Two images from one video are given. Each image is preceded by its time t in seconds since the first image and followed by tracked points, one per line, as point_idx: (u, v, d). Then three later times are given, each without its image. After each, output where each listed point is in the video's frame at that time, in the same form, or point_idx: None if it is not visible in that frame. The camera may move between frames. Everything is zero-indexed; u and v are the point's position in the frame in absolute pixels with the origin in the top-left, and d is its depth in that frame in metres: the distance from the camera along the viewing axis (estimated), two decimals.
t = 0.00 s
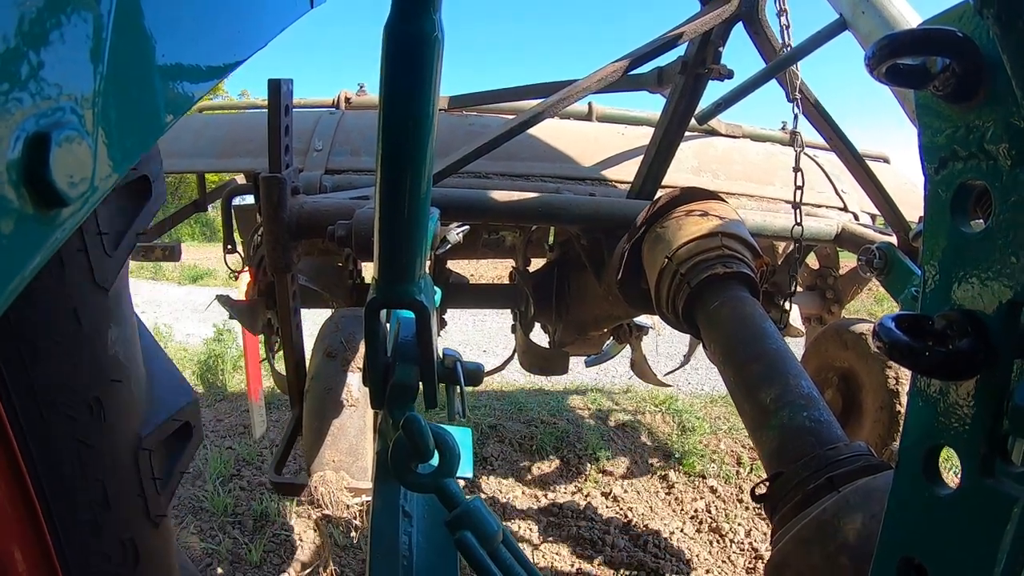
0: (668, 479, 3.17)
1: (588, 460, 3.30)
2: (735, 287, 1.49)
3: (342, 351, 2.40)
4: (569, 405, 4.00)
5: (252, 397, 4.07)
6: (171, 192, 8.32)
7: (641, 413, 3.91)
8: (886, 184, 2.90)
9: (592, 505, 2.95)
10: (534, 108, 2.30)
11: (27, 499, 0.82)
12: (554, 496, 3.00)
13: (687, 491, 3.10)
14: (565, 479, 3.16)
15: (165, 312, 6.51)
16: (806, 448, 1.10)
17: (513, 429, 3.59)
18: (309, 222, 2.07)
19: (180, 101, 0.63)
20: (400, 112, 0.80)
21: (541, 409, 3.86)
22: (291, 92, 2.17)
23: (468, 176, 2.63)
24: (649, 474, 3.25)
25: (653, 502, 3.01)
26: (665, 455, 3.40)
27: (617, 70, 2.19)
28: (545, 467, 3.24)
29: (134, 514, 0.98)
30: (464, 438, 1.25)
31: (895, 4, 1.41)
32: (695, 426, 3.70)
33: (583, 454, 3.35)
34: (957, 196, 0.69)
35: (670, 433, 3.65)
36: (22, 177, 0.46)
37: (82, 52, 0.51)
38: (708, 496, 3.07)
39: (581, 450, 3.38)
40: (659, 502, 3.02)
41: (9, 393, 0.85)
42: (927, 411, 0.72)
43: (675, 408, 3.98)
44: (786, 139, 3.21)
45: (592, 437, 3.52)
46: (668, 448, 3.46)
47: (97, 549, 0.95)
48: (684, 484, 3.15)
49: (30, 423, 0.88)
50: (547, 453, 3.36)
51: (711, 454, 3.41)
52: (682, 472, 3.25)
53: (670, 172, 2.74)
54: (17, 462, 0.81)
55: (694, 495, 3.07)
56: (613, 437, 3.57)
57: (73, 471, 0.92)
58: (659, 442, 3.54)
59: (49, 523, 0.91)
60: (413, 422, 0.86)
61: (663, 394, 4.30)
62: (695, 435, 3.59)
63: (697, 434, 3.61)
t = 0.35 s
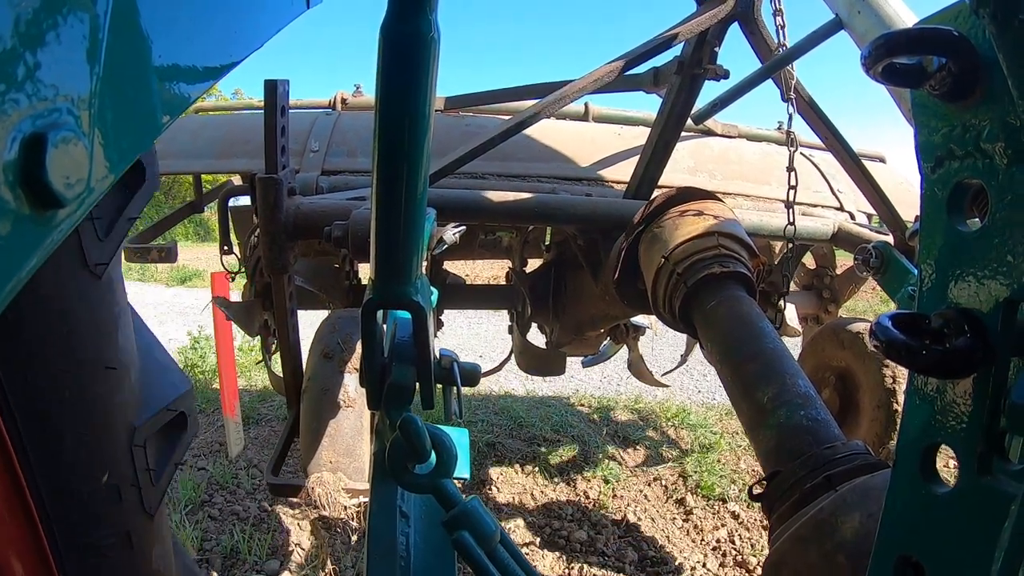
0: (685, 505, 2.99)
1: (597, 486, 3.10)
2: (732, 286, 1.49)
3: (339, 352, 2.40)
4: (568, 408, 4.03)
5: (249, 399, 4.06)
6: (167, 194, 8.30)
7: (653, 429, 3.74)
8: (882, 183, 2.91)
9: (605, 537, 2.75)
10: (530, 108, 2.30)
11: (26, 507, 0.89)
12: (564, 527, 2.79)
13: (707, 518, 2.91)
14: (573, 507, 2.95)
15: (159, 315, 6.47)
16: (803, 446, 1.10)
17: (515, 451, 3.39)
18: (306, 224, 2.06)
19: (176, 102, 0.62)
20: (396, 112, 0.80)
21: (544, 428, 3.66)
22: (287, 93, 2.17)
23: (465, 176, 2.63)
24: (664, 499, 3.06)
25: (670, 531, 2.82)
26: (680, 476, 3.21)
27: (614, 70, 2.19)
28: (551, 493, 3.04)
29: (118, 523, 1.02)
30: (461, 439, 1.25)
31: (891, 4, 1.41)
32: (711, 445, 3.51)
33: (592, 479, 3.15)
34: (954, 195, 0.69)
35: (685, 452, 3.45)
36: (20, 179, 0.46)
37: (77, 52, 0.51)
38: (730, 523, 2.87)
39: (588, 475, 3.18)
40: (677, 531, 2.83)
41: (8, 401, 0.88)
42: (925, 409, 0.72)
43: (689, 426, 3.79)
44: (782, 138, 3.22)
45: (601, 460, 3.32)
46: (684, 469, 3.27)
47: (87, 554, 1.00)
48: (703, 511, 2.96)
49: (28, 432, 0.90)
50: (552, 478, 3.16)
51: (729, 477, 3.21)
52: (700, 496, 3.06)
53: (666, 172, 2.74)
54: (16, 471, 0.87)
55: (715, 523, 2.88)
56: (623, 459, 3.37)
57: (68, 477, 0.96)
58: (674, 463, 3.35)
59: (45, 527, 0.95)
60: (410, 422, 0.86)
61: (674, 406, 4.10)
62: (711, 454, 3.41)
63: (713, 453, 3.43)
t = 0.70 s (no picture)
0: (704, 526, 2.77)
1: (609, 505, 2.87)
2: (728, 284, 1.49)
3: (336, 353, 2.39)
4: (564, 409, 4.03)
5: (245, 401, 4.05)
6: (163, 196, 8.27)
7: (667, 442, 3.56)
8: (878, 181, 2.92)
9: (619, 565, 2.54)
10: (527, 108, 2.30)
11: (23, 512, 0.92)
12: (573, 554, 2.57)
13: (728, 541, 2.69)
14: (582, 530, 2.74)
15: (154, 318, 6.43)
16: (800, 444, 1.10)
17: (518, 467, 3.16)
18: (302, 225, 2.06)
19: (172, 103, 0.62)
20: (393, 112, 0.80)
21: (550, 443, 3.43)
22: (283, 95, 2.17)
23: (461, 176, 2.63)
24: (681, 519, 2.85)
25: (689, 556, 2.61)
26: (698, 495, 2.99)
27: (609, 70, 2.19)
28: (558, 514, 2.82)
29: (118, 531, 1.01)
30: (460, 438, 1.25)
31: (886, 2, 1.41)
32: (729, 460, 3.33)
33: (602, 497, 2.92)
34: (950, 193, 0.69)
35: (702, 468, 3.24)
36: (16, 182, 0.46)
37: (73, 54, 0.51)
38: (753, 546, 2.66)
39: (598, 493, 2.95)
40: (696, 556, 2.62)
41: (5, 404, 0.90)
42: (921, 407, 0.73)
43: (704, 440, 3.58)
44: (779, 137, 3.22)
45: (611, 476, 3.10)
46: (701, 486, 3.06)
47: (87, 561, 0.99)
48: (724, 532, 2.74)
49: (26, 433, 0.92)
50: (560, 496, 2.92)
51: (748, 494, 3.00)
52: (720, 516, 2.84)
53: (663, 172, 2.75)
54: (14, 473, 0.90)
55: (736, 547, 2.66)
56: (635, 476, 3.14)
57: (66, 479, 0.96)
58: (689, 479, 3.14)
59: (45, 531, 0.95)
60: (408, 423, 0.86)
61: (687, 415, 3.94)
62: (730, 471, 3.20)
63: (731, 469, 3.22)
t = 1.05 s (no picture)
0: (712, 535, 2.76)
1: (614, 513, 2.85)
2: (728, 285, 1.49)
3: (335, 353, 2.39)
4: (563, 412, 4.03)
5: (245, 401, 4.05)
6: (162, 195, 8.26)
7: (671, 446, 3.54)
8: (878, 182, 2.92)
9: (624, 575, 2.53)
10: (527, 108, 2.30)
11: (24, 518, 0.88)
12: (578, 562, 2.57)
13: (736, 550, 2.69)
14: (586, 539, 2.72)
15: (151, 317, 6.41)
16: (800, 445, 1.10)
17: (522, 474, 3.14)
18: (302, 224, 2.06)
19: (172, 102, 0.62)
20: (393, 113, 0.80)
21: (552, 449, 3.41)
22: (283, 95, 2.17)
23: (461, 177, 2.63)
24: (687, 527, 2.83)
25: (696, 566, 2.60)
26: (705, 502, 2.97)
27: (609, 71, 2.19)
28: (561, 522, 2.80)
29: (115, 542, 1.01)
30: (459, 438, 1.25)
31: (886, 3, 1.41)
32: (737, 465, 3.30)
33: (607, 504, 2.91)
34: (950, 193, 0.69)
35: (708, 474, 3.21)
36: (15, 181, 0.46)
37: (73, 53, 0.51)
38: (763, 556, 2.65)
39: (603, 499, 2.93)
40: (704, 566, 2.61)
41: (5, 405, 0.88)
42: (921, 407, 0.73)
43: (709, 444, 3.59)
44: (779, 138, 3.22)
45: (617, 481, 3.08)
46: (708, 492, 3.04)
47: (87, 562, 0.98)
48: (732, 541, 2.73)
49: (26, 432, 0.90)
50: (563, 503, 2.91)
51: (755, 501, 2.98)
52: (728, 524, 2.83)
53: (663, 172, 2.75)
54: (14, 472, 0.87)
55: (745, 556, 2.66)
56: (640, 483, 3.13)
57: (66, 479, 0.95)
58: (697, 485, 3.11)
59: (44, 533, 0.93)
60: (408, 424, 0.86)
61: (689, 417, 3.95)
62: (737, 476, 3.18)
63: (738, 474, 3.20)
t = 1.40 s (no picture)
0: (712, 535, 2.76)
1: (613, 512, 2.85)
2: (728, 284, 1.49)
3: (336, 351, 2.39)
4: (563, 411, 4.03)
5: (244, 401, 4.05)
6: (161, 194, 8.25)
7: (671, 446, 3.54)
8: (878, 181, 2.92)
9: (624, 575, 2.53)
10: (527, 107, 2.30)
11: (24, 518, 0.87)
12: (578, 562, 2.57)
13: (736, 550, 2.69)
14: (587, 539, 2.72)
15: (150, 317, 6.40)
16: (800, 444, 1.10)
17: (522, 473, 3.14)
18: (302, 223, 2.06)
19: (172, 102, 0.62)
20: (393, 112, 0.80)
21: (552, 448, 3.41)
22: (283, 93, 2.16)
23: (462, 175, 2.63)
24: (687, 527, 2.84)
25: (695, 566, 2.60)
26: (706, 502, 2.97)
27: (609, 70, 2.19)
28: (561, 522, 2.80)
29: (115, 543, 1.02)
30: (459, 437, 1.25)
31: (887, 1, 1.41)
32: (738, 465, 3.30)
33: (607, 503, 2.91)
34: (950, 192, 0.69)
35: (708, 473, 3.22)
36: (15, 181, 0.46)
37: (73, 52, 0.51)
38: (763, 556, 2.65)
39: (604, 499, 2.94)
40: (704, 566, 2.61)
41: (5, 405, 0.88)
42: (921, 407, 0.73)
43: (709, 443, 3.59)
44: (779, 137, 3.22)
45: (617, 481, 3.08)
46: (708, 492, 3.04)
47: (87, 562, 0.98)
48: (732, 541, 2.74)
49: (26, 432, 0.90)
50: (563, 502, 2.91)
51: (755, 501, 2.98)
52: (728, 524, 2.83)
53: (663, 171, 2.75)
54: (14, 472, 0.86)
55: (745, 556, 2.66)
56: (640, 483, 3.13)
57: (66, 479, 0.95)
58: (697, 485, 3.12)
59: (44, 531, 0.93)
60: (408, 423, 0.86)
61: (688, 416, 3.96)
62: (737, 476, 3.18)
63: (738, 474, 3.20)
